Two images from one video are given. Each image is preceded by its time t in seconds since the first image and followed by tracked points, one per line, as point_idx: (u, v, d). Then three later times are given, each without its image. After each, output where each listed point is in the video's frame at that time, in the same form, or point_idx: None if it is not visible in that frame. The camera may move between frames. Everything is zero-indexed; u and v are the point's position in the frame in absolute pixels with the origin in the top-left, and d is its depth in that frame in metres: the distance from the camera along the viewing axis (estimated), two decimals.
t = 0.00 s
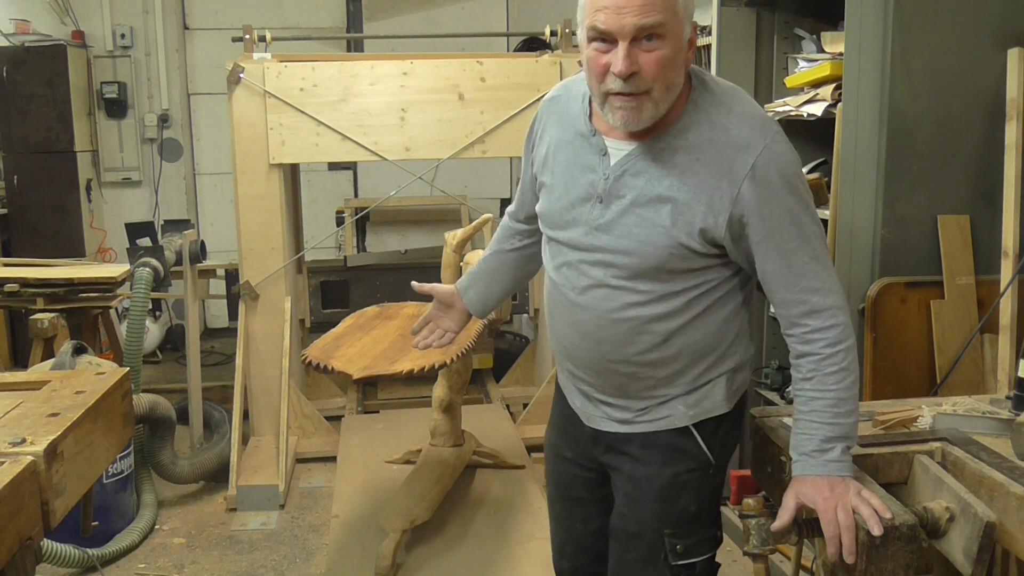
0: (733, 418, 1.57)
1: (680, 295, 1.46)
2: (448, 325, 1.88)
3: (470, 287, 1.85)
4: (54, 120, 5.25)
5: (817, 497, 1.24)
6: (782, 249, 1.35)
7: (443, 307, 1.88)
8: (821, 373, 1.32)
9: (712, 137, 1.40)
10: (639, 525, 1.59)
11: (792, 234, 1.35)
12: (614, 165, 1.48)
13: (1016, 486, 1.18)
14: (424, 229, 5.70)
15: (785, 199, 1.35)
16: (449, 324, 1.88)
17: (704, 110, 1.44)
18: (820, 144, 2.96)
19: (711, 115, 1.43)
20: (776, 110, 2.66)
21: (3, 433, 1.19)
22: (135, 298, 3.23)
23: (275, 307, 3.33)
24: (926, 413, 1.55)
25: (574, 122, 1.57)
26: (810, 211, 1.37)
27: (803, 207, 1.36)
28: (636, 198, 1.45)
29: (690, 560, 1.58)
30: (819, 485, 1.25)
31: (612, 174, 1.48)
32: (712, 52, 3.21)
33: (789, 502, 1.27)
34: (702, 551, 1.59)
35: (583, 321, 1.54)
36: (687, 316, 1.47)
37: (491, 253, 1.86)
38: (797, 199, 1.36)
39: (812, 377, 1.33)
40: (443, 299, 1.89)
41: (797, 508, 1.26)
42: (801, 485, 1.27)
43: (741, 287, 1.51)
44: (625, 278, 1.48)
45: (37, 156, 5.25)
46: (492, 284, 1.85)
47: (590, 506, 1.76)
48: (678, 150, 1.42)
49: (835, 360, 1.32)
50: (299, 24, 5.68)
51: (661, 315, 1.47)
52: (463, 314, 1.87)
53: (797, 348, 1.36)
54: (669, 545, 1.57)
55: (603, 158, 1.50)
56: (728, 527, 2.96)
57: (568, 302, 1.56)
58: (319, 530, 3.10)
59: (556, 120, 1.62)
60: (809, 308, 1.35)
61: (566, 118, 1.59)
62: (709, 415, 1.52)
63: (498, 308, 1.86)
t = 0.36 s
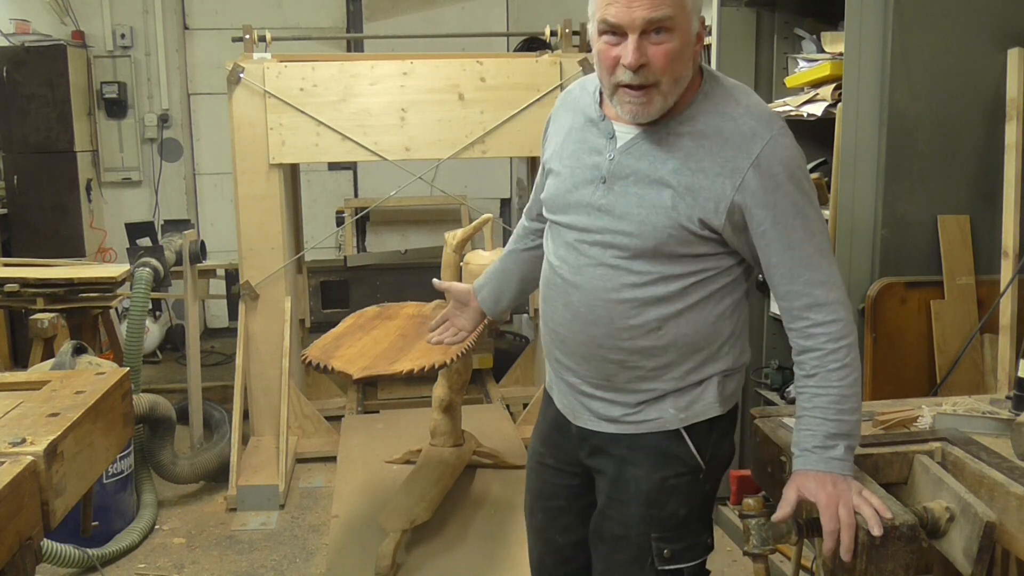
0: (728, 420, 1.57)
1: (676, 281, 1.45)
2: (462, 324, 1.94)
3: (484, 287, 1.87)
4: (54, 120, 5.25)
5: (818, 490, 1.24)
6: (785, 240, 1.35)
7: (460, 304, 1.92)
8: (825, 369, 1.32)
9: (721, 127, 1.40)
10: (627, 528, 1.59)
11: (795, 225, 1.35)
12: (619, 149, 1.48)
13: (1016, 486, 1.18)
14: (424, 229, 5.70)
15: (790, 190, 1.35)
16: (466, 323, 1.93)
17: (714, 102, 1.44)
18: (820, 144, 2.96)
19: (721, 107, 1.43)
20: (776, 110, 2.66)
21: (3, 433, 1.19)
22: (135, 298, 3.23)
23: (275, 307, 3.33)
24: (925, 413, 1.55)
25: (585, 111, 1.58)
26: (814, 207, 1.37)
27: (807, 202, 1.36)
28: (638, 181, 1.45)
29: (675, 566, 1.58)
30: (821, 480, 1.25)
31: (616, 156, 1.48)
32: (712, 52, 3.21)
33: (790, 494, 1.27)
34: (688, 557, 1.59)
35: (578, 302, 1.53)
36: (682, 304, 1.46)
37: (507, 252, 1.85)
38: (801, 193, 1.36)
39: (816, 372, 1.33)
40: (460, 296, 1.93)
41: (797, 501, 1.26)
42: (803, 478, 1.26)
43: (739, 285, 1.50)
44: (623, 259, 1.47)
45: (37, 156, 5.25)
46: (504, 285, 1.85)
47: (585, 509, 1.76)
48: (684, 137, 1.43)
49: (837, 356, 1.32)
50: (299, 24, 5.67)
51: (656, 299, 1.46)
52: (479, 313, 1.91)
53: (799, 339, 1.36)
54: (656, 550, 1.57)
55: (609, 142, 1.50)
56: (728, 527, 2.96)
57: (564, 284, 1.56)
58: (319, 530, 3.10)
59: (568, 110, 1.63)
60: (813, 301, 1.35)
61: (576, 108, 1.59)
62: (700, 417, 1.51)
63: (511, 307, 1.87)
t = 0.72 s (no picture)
0: (728, 420, 1.57)
1: (677, 275, 1.45)
2: (447, 324, 1.92)
3: (475, 287, 1.86)
4: (54, 120, 5.25)
5: (810, 482, 1.23)
6: (787, 237, 1.35)
7: (448, 304, 1.91)
8: (824, 363, 1.33)
9: (727, 123, 1.41)
10: (626, 528, 1.59)
11: (798, 223, 1.35)
12: (624, 141, 1.48)
13: (1016, 486, 1.18)
14: (424, 229, 5.70)
15: (794, 189, 1.36)
16: (450, 322, 1.91)
17: (721, 99, 1.44)
18: (819, 144, 2.96)
19: (728, 104, 1.43)
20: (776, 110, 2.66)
21: (3, 433, 1.19)
22: (135, 298, 3.23)
23: (275, 307, 3.33)
24: (925, 413, 1.55)
25: (592, 105, 1.58)
26: (816, 209, 1.38)
27: (810, 202, 1.37)
28: (641, 173, 1.45)
29: (675, 566, 1.58)
30: (814, 474, 1.24)
31: (621, 148, 1.48)
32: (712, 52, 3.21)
33: (783, 484, 1.27)
34: (688, 558, 1.59)
35: (579, 293, 1.53)
36: (682, 298, 1.46)
37: (504, 251, 1.85)
38: (804, 193, 1.37)
39: (813, 368, 1.33)
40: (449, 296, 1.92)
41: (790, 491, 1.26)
42: (797, 470, 1.26)
43: (740, 284, 1.50)
44: (625, 251, 1.47)
45: (37, 156, 5.25)
46: (497, 284, 1.85)
47: (584, 510, 1.75)
48: (690, 131, 1.43)
49: (838, 352, 1.33)
50: (299, 24, 5.67)
51: (656, 291, 1.46)
52: (467, 313, 1.89)
53: (799, 334, 1.36)
54: (655, 550, 1.57)
55: (615, 134, 1.50)
56: (728, 527, 2.96)
57: (566, 275, 1.56)
58: (319, 530, 3.10)
59: (575, 105, 1.63)
60: (814, 299, 1.35)
61: (585, 102, 1.60)
62: (699, 417, 1.51)
63: (502, 308, 1.86)
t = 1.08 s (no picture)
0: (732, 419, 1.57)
1: (680, 286, 1.45)
2: (466, 316, 1.91)
3: (486, 279, 1.85)
4: (54, 120, 5.25)
5: (820, 505, 1.22)
6: (786, 247, 1.35)
7: (461, 297, 1.90)
8: (824, 380, 1.32)
9: (725, 131, 1.40)
10: (634, 527, 1.59)
11: (797, 233, 1.35)
12: (623, 151, 1.48)
13: (1016, 486, 1.18)
14: (424, 229, 5.70)
15: (793, 198, 1.35)
16: (467, 315, 1.90)
17: (718, 106, 1.44)
18: (819, 144, 2.96)
19: (725, 111, 1.43)
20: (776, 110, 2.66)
21: (3, 433, 1.19)
22: (135, 298, 3.23)
23: (275, 307, 3.33)
24: (925, 413, 1.56)
25: (588, 110, 1.57)
26: (814, 215, 1.37)
27: (808, 209, 1.36)
28: (641, 185, 1.45)
29: (682, 564, 1.58)
30: (822, 494, 1.23)
31: (620, 159, 1.47)
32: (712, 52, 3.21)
33: (790, 508, 1.25)
34: (695, 555, 1.59)
35: (582, 305, 1.53)
36: (686, 307, 1.46)
37: (506, 246, 1.85)
38: (804, 200, 1.36)
39: (813, 383, 1.33)
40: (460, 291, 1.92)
41: (798, 514, 1.24)
42: (804, 492, 1.24)
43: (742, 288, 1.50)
44: (627, 263, 1.47)
45: (37, 156, 5.25)
46: (505, 277, 1.84)
47: (588, 509, 1.75)
48: (688, 141, 1.42)
49: (836, 367, 1.32)
50: (299, 24, 5.67)
51: (660, 303, 1.46)
52: (480, 305, 1.88)
53: (796, 348, 1.36)
54: (663, 548, 1.57)
55: (613, 144, 1.50)
56: (728, 528, 2.96)
57: (569, 286, 1.55)
58: (319, 530, 3.10)
59: (570, 109, 1.63)
60: (811, 312, 1.34)
61: (581, 107, 1.59)
62: (706, 416, 1.52)
63: (514, 299, 1.86)
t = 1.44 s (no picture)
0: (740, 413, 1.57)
1: (690, 311, 1.45)
2: (447, 328, 1.86)
3: (467, 290, 1.82)
4: (54, 119, 5.25)
5: (826, 513, 1.22)
6: (785, 263, 1.33)
7: (440, 311, 1.84)
8: (837, 384, 1.29)
9: (711, 158, 1.38)
10: (658, 515, 1.58)
11: (794, 252, 1.32)
12: (612, 194, 1.46)
13: (1015, 486, 1.18)
14: (424, 229, 5.70)
15: (788, 210, 1.32)
16: (449, 328, 1.85)
17: (699, 130, 1.42)
18: (820, 144, 2.96)
19: (706, 136, 1.41)
20: (776, 110, 2.66)
21: (3, 433, 1.19)
22: (135, 298, 3.23)
23: (275, 307, 3.33)
24: (925, 413, 1.56)
25: (568, 146, 1.56)
26: (813, 218, 1.34)
27: (805, 216, 1.33)
28: (638, 225, 1.43)
29: (706, 550, 1.56)
30: (831, 501, 1.23)
31: (612, 202, 1.46)
32: (712, 52, 3.21)
33: (798, 516, 1.25)
34: (717, 542, 1.57)
35: (594, 341, 1.53)
36: (699, 327, 1.46)
37: (487, 255, 1.83)
38: (797, 209, 1.33)
39: (828, 387, 1.30)
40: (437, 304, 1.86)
41: (805, 522, 1.24)
42: (813, 500, 1.25)
43: (750, 290, 1.49)
44: (633, 302, 1.46)
45: (37, 156, 5.25)
46: (491, 286, 1.83)
47: (592, 506, 1.76)
48: (677, 173, 1.41)
49: (850, 372, 1.28)
50: (299, 24, 5.67)
51: (672, 331, 1.46)
52: (464, 315, 1.85)
53: (811, 357, 1.34)
54: (686, 535, 1.56)
55: (601, 185, 1.48)
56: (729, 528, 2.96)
57: (580, 324, 1.55)
58: (319, 530, 3.10)
59: (551, 139, 1.61)
60: (821, 321, 1.32)
61: (560, 143, 1.58)
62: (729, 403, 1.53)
63: (500, 307, 1.85)
